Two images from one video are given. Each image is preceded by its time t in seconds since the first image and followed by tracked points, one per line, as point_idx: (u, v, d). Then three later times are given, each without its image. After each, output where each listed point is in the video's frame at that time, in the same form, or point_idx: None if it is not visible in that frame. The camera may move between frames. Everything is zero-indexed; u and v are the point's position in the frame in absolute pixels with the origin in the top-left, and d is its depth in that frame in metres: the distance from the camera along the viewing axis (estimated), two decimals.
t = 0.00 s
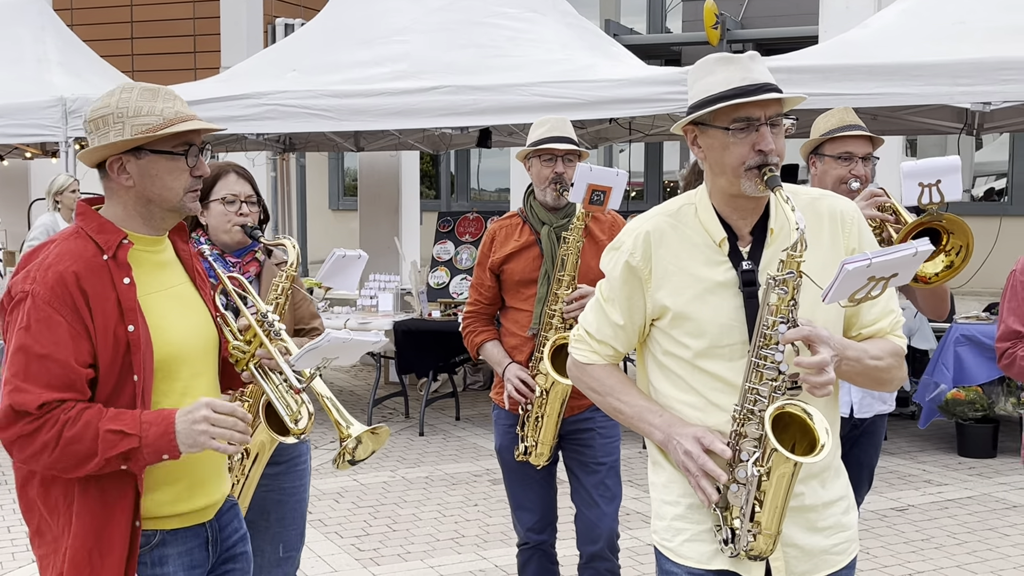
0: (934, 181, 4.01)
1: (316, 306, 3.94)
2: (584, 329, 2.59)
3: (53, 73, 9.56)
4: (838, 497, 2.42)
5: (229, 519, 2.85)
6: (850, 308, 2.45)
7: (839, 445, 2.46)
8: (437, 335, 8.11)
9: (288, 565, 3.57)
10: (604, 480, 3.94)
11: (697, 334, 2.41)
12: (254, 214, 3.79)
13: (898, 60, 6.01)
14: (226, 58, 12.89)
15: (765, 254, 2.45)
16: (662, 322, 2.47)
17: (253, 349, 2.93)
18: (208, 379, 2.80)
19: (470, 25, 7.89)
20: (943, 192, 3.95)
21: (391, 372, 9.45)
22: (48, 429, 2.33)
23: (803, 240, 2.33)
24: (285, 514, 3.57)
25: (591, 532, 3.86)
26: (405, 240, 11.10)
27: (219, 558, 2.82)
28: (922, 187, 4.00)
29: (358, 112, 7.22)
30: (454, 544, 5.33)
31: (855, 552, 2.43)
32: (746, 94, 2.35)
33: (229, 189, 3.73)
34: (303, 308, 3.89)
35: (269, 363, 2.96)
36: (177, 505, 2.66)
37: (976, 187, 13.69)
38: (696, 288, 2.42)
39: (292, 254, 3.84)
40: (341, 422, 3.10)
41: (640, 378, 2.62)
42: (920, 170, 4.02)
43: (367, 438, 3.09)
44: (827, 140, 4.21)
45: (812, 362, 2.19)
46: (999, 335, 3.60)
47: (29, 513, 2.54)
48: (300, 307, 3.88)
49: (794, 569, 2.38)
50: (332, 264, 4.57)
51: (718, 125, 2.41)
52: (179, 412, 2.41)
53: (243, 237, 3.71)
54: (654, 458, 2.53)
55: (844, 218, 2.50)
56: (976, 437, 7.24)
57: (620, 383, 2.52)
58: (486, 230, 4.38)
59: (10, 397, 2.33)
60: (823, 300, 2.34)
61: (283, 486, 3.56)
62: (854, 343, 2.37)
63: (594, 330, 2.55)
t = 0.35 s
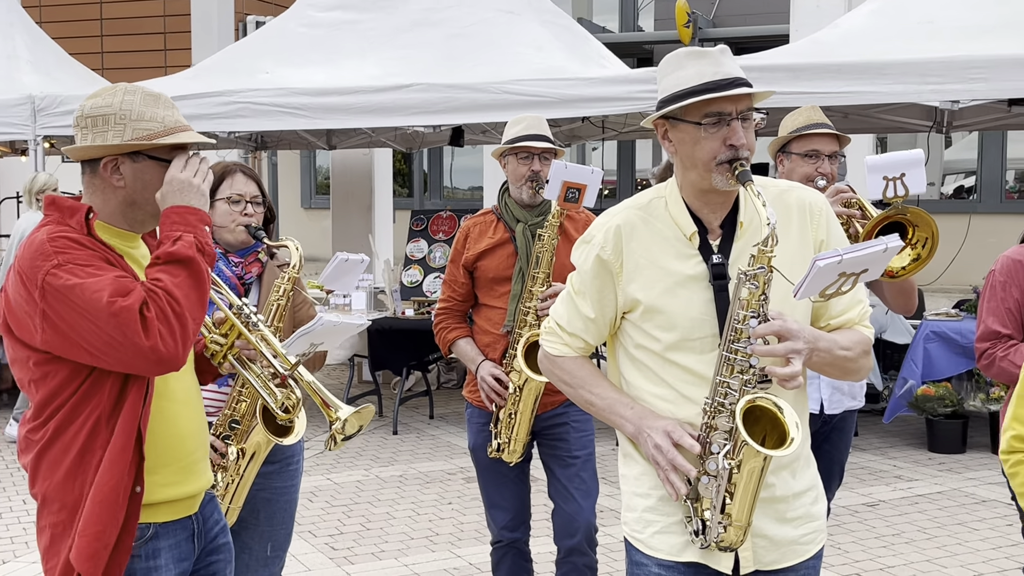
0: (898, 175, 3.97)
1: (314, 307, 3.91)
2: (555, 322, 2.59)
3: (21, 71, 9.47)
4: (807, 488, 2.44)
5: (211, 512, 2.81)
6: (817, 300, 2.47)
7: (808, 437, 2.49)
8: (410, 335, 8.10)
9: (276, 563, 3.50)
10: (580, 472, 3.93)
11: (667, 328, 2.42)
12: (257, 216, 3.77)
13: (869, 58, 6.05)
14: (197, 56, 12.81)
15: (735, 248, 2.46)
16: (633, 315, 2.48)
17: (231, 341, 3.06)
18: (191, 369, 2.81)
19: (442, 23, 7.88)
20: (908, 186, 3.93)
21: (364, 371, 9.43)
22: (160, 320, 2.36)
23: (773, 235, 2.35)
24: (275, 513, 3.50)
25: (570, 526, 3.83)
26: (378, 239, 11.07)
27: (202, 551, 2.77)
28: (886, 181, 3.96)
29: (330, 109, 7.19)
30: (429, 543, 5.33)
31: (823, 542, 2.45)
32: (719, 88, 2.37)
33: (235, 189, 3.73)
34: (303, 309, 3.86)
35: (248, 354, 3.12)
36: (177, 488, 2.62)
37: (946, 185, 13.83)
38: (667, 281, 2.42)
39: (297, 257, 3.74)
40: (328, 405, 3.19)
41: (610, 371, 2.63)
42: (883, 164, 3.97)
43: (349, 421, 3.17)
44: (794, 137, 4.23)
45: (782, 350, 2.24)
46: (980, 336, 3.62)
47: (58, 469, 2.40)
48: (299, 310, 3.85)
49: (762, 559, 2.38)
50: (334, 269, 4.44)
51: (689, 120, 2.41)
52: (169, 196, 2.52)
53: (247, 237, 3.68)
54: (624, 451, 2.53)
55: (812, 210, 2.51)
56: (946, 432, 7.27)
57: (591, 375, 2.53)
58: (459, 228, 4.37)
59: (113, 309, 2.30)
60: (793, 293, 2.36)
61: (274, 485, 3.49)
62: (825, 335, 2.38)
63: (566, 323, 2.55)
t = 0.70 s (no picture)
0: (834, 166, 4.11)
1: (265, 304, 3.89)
2: (512, 315, 2.61)
3: None
4: (760, 478, 2.47)
5: (196, 500, 2.87)
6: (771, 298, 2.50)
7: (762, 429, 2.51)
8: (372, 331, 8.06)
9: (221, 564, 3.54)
10: (537, 466, 3.96)
11: (623, 322, 2.44)
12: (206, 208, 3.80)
13: (822, 56, 6.12)
14: (151, 52, 12.67)
15: (690, 243, 2.48)
16: (589, 309, 2.49)
17: (215, 332, 3.39)
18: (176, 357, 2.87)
19: (399, 19, 7.87)
20: (844, 177, 4.08)
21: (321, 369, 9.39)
22: (137, 310, 2.43)
23: (727, 232, 2.37)
24: (224, 513, 3.52)
25: (530, 518, 3.84)
26: (336, 236, 11.02)
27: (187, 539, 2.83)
28: (823, 173, 4.09)
29: (287, 105, 7.15)
30: (388, 539, 5.32)
31: (775, 532, 2.48)
32: (673, 85, 2.39)
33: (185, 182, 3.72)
34: (253, 305, 3.85)
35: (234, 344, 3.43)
36: (164, 473, 2.67)
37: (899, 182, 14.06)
38: (623, 276, 2.44)
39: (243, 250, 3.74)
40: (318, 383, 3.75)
41: (568, 364, 2.64)
42: (820, 156, 4.09)
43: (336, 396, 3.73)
44: (738, 135, 4.28)
45: (733, 346, 2.26)
46: (931, 330, 3.83)
47: (47, 458, 2.50)
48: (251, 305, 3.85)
49: (716, 550, 2.41)
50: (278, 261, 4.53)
51: (644, 116, 2.43)
52: (146, 198, 2.57)
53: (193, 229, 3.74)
54: (581, 443, 2.55)
55: (767, 205, 2.54)
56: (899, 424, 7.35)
57: (548, 367, 2.55)
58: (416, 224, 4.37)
59: (91, 299, 2.37)
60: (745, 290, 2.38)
61: (221, 485, 3.50)
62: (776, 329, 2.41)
63: (523, 316, 2.57)
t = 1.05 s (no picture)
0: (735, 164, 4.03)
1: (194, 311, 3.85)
2: (451, 315, 2.60)
3: None
4: (697, 477, 2.49)
5: (142, 503, 2.87)
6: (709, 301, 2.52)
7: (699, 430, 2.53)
8: (318, 329, 8.03)
9: None
10: (479, 469, 3.96)
11: (563, 322, 2.44)
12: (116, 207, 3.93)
13: (763, 55, 6.18)
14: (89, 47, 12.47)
15: (629, 244, 2.50)
16: (528, 309, 2.50)
17: (174, 326, 3.04)
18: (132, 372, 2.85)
19: (341, 15, 7.82)
20: (746, 175, 4.01)
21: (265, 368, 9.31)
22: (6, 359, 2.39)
23: (666, 235, 2.40)
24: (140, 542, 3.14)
25: (468, 521, 3.88)
26: (279, 234, 10.95)
27: (129, 543, 2.84)
28: (723, 172, 4.01)
29: (228, 102, 7.08)
30: (332, 539, 5.29)
31: (713, 530, 2.50)
32: (615, 88, 2.40)
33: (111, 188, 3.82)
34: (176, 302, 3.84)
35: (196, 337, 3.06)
36: (98, 477, 2.69)
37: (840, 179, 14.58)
38: (563, 276, 2.45)
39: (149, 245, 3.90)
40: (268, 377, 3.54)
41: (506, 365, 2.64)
42: (720, 155, 4.00)
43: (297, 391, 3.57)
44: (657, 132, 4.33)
45: (672, 347, 2.28)
46: (851, 321, 3.81)
47: None
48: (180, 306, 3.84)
49: (654, 549, 2.43)
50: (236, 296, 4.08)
51: (586, 119, 2.44)
52: (121, 288, 2.61)
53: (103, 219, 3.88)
54: (519, 443, 2.55)
55: (705, 209, 2.56)
56: (839, 418, 7.49)
57: (486, 368, 2.55)
58: (356, 222, 4.35)
59: None
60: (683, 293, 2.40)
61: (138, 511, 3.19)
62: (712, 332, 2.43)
63: (462, 317, 2.56)
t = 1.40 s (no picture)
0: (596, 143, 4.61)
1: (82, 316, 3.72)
2: (389, 315, 2.59)
3: None
4: (633, 474, 2.51)
5: (47, 514, 2.81)
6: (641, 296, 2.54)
7: (636, 426, 2.55)
8: (252, 328, 7.96)
9: None
10: (416, 468, 3.95)
11: (497, 320, 2.45)
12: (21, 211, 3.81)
13: (696, 54, 6.24)
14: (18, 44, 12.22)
15: (562, 242, 2.50)
16: (464, 309, 2.50)
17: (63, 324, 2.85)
18: (37, 382, 2.83)
19: (276, 12, 7.75)
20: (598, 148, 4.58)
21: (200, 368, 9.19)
22: None
23: (595, 230, 2.40)
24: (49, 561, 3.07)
25: (404, 521, 3.86)
26: (214, 233, 10.82)
27: (26, 555, 2.77)
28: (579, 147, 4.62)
29: (160, 100, 6.98)
30: (267, 541, 5.24)
31: (648, 526, 2.52)
32: (543, 86, 2.41)
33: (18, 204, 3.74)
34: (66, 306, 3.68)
35: (86, 337, 2.86)
36: None
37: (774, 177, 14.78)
38: (496, 275, 2.45)
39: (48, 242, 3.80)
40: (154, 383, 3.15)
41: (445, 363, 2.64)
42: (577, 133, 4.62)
43: (186, 402, 3.25)
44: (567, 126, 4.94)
45: (602, 343, 2.30)
46: (773, 315, 3.87)
47: None
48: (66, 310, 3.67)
49: (591, 546, 2.45)
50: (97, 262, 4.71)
51: (516, 116, 2.44)
52: (14, 310, 2.61)
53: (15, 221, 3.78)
54: (457, 442, 2.55)
55: (638, 205, 2.59)
56: (772, 412, 7.56)
57: (424, 367, 2.54)
58: (291, 221, 4.31)
59: None
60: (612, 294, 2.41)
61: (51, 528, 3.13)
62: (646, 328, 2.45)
63: (399, 317, 2.56)
